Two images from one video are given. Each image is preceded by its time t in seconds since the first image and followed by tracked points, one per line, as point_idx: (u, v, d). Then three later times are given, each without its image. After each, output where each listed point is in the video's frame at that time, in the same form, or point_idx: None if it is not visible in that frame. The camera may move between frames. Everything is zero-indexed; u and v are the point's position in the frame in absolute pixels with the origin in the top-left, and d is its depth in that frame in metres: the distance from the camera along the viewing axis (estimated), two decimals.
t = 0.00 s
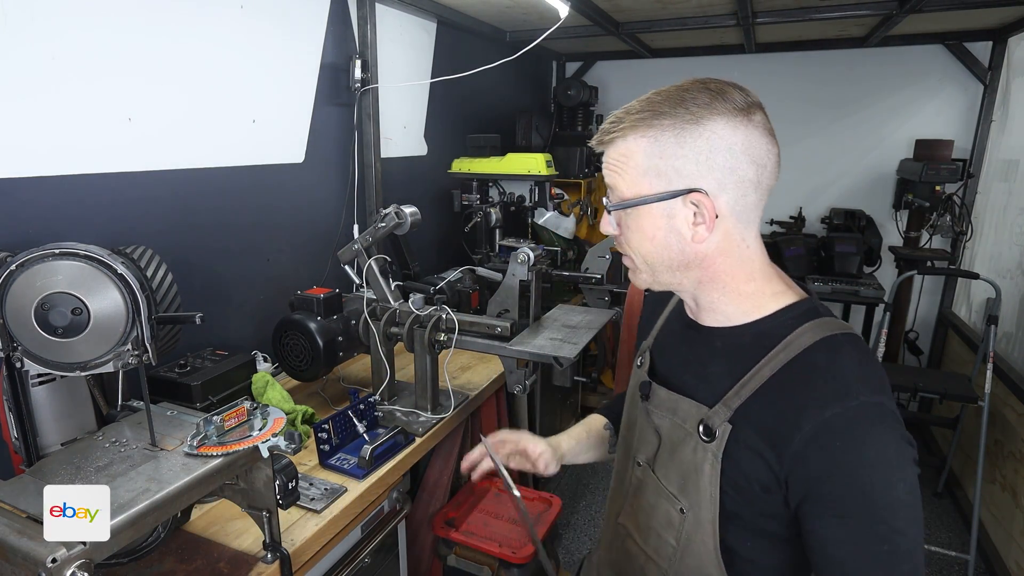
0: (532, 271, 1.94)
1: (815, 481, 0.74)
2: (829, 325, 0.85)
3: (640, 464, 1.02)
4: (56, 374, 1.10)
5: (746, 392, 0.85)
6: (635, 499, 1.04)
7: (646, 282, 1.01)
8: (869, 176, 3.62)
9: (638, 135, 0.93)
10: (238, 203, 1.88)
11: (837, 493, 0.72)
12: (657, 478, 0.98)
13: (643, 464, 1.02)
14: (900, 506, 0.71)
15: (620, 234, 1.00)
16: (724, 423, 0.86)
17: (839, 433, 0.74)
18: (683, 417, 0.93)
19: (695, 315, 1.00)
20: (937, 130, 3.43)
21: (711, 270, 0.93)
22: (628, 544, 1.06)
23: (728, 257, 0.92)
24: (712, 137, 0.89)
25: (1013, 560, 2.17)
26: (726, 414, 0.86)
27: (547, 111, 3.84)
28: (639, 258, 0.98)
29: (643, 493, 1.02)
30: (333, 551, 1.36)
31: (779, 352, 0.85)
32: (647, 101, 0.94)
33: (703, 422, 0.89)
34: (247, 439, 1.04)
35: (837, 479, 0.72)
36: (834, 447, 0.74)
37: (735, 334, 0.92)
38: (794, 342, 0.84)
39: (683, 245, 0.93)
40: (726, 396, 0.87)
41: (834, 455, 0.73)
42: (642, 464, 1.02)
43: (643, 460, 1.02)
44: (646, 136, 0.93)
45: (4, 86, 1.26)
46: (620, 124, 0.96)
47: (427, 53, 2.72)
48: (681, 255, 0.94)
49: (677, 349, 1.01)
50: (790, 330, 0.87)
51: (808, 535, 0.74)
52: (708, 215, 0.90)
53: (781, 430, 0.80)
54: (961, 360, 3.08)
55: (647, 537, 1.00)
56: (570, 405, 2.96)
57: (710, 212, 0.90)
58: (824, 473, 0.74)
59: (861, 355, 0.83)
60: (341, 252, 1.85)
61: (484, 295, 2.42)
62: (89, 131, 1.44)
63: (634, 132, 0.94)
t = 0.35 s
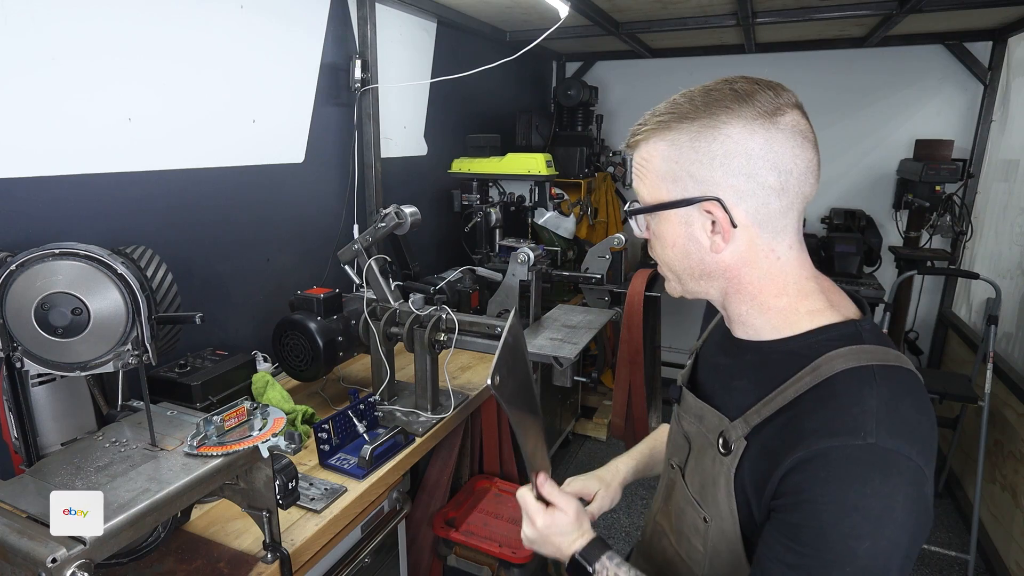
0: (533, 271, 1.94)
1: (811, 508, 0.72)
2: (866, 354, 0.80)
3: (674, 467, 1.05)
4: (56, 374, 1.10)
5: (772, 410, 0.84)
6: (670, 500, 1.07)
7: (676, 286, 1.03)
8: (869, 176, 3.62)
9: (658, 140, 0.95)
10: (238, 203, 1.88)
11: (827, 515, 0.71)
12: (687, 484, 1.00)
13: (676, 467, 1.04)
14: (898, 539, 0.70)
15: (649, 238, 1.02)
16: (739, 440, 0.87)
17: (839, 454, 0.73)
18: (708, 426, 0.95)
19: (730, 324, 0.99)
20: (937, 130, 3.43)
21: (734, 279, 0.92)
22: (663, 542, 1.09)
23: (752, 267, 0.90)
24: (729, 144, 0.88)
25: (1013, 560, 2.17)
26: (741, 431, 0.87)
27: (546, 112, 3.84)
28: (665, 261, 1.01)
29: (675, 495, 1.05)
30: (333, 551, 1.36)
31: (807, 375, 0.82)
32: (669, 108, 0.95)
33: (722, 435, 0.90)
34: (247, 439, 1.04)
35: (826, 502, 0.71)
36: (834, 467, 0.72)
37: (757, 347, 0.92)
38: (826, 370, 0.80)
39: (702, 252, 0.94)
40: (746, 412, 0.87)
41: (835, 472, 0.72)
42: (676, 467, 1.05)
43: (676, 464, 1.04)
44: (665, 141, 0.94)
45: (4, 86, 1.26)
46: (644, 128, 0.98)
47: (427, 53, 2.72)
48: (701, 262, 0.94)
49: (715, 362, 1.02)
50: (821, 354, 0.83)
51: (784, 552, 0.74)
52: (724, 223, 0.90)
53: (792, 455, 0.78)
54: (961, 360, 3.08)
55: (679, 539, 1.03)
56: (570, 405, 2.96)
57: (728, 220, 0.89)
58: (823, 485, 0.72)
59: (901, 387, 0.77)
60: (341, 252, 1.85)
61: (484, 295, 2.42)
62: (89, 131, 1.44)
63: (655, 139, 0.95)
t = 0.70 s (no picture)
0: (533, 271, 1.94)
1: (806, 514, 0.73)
2: (864, 360, 0.79)
3: (684, 461, 1.07)
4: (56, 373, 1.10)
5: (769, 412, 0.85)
6: (682, 496, 1.07)
7: (684, 281, 1.04)
8: (869, 176, 3.62)
9: (669, 139, 0.95)
10: (238, 203, 1.88)
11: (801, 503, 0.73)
12: (694, 476, 1.02)
13: (687, 461, 1.06)
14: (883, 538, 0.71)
15: (659, 235, 1.02)
16: (738, 435, 0.89)
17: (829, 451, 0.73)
18: (712, 421, 0.96)
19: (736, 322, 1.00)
20: (937, 130, 3.43)
21: (739, 281, 0.93)
22: (674, 535, 1.11)
23: (757, 271, 0.91)
24: (739, 150, 0.87)
25: (1013, 560, 2.16)
26: (740, 427, 0.89)
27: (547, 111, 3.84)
28: (673, 258, 1.01)
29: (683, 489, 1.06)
30: (333, 551, 1.36)
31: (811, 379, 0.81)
32: (686, 107, 0.94)
33: (722, 430, 0.92)
34: (247, 439, 1.04)
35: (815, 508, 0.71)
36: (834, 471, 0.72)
37: (760, 345, 0.92)
38: (830, 376, 0.80)
39: (708, 253, 0.94)
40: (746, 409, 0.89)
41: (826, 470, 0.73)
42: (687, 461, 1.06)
43: (687, 458, 1.06)
44: (676, 141, 0.94)
45: (3, 85, 1.26)
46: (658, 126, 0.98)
47: (427, 53, 2.72)
48: (708, 262, 0.95)
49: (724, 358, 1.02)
50: (821, 357, 0.83)
51: (769, 544, 0.76)
52: (729, 228, 0.90)
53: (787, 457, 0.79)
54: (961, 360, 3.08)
55: (687, 532, 1.04)
56: (570, 405, 2.96)
57: (734, 225, 0.90)
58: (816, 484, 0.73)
59: (899, 394, 0.77)
60: (341, 252, 1.85)
61: (484, 295, 2.42)
62: (89, 131, 1.44)
63: (670, 139, 0.95)
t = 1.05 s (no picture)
0: (533, 271, 1.94)
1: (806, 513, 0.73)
2: (809, 313, 0.84)
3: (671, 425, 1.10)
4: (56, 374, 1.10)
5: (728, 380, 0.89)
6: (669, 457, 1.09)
7: (667, 258, 1.09)
8: (869, 176, 3.62)
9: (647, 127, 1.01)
10: (238, 203, 1.88)
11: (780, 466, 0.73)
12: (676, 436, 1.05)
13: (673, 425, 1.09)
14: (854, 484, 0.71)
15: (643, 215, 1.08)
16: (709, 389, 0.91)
17: (769, 392, 0.78)
18: (690, 380, 0.99)
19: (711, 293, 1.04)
20: (937, 130, 3.43)
21: (709, 252, 0.98)
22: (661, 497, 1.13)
23: (723, 240, 0.95)
24: (704, 131, 0.93)
25: (1013, 560, 2.17)
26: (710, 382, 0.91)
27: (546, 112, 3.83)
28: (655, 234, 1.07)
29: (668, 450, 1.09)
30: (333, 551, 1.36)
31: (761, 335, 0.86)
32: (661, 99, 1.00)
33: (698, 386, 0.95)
34: (247, 439, 1.03)
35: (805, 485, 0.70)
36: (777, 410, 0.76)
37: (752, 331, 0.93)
38: (779, 331, 0.84)
39: (681, 228, 0.99)
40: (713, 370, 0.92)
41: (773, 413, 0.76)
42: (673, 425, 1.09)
43: (674, 421, 1.09)
44: (652, 128, 1.00)
45: (4, 86, 1.26)
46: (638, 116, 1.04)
47: (427, 53, 2.72)
48: (681, 236, 1.00)
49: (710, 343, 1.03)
50: (771, 317, 0.88)
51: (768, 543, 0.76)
52: (697, 204, 0.95)
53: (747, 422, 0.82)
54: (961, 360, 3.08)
55: (671, 493, 1.07)
56: (570, 405, 2.96)
57: (698, 197, 0.95)
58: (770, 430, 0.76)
59: (839, 340, 0.81)
60: (341, 252, 1.85)
61: (484, 295, 2.42)
62: (89, 131, 1.44)
63: (648, 127, 1.01)
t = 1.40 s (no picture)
0: (533, 271, 1.94)
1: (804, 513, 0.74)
2: (739, 260, 1.00)
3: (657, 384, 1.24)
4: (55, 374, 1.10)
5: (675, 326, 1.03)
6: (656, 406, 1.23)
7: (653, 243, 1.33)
8: (869, 176, 3.62)
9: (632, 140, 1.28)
10: (238, 203, 1.88)
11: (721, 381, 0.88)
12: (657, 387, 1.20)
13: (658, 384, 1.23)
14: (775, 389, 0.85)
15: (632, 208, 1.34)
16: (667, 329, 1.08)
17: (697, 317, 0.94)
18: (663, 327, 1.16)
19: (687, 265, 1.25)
20: (937, 130, 3.43)
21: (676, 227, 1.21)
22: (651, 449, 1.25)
23: (685, 217, 1.19)
24: (664, 136, 1.18)
25: (1013, 560, 2.16)
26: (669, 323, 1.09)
27: (546, 112, 3.84)
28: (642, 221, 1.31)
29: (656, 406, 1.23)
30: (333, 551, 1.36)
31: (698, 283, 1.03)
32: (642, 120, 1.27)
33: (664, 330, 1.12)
34: (247, 439, 1.02)
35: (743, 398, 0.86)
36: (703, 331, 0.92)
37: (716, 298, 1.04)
38: (711, 276, 1.00)
39: (655, 213, 1.24)
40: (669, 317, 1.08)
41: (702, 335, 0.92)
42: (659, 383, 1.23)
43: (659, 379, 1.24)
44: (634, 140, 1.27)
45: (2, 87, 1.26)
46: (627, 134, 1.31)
47: (427, 53, 2.72)
48: (656, 218, 1.24)
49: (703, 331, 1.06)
50: (707, 268, 1.05)
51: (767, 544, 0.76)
52: (663, 191, 1.19)
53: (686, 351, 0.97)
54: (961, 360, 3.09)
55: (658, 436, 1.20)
56: (570, 405, 2.96)
57: (661, 184, 1.19)
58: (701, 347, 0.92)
59: (760, 279, 0.96)
60: (341, 252, 1.85)
61: (484, 295, 2.42)
62: (89, 131, 1.44)
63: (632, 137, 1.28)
